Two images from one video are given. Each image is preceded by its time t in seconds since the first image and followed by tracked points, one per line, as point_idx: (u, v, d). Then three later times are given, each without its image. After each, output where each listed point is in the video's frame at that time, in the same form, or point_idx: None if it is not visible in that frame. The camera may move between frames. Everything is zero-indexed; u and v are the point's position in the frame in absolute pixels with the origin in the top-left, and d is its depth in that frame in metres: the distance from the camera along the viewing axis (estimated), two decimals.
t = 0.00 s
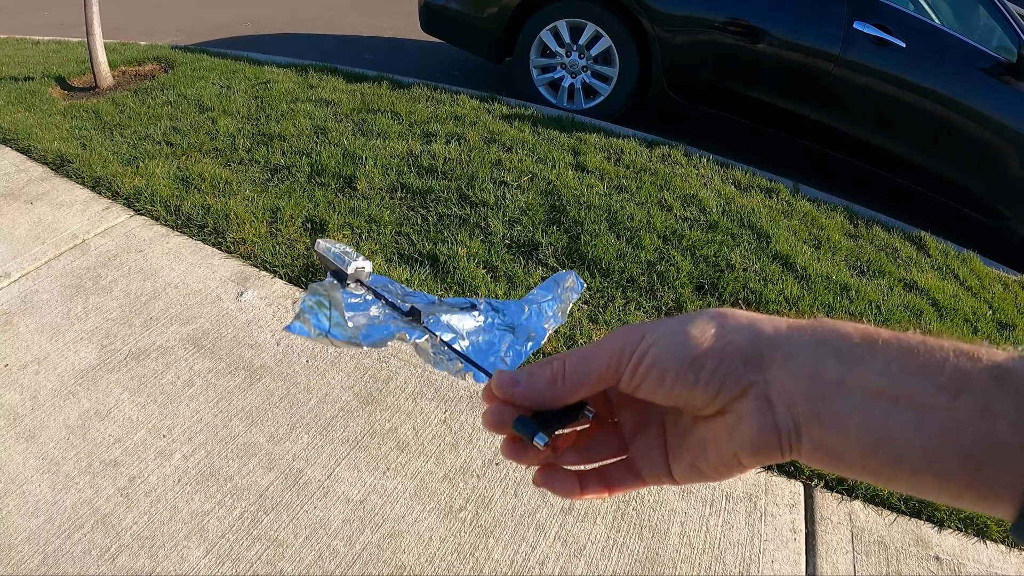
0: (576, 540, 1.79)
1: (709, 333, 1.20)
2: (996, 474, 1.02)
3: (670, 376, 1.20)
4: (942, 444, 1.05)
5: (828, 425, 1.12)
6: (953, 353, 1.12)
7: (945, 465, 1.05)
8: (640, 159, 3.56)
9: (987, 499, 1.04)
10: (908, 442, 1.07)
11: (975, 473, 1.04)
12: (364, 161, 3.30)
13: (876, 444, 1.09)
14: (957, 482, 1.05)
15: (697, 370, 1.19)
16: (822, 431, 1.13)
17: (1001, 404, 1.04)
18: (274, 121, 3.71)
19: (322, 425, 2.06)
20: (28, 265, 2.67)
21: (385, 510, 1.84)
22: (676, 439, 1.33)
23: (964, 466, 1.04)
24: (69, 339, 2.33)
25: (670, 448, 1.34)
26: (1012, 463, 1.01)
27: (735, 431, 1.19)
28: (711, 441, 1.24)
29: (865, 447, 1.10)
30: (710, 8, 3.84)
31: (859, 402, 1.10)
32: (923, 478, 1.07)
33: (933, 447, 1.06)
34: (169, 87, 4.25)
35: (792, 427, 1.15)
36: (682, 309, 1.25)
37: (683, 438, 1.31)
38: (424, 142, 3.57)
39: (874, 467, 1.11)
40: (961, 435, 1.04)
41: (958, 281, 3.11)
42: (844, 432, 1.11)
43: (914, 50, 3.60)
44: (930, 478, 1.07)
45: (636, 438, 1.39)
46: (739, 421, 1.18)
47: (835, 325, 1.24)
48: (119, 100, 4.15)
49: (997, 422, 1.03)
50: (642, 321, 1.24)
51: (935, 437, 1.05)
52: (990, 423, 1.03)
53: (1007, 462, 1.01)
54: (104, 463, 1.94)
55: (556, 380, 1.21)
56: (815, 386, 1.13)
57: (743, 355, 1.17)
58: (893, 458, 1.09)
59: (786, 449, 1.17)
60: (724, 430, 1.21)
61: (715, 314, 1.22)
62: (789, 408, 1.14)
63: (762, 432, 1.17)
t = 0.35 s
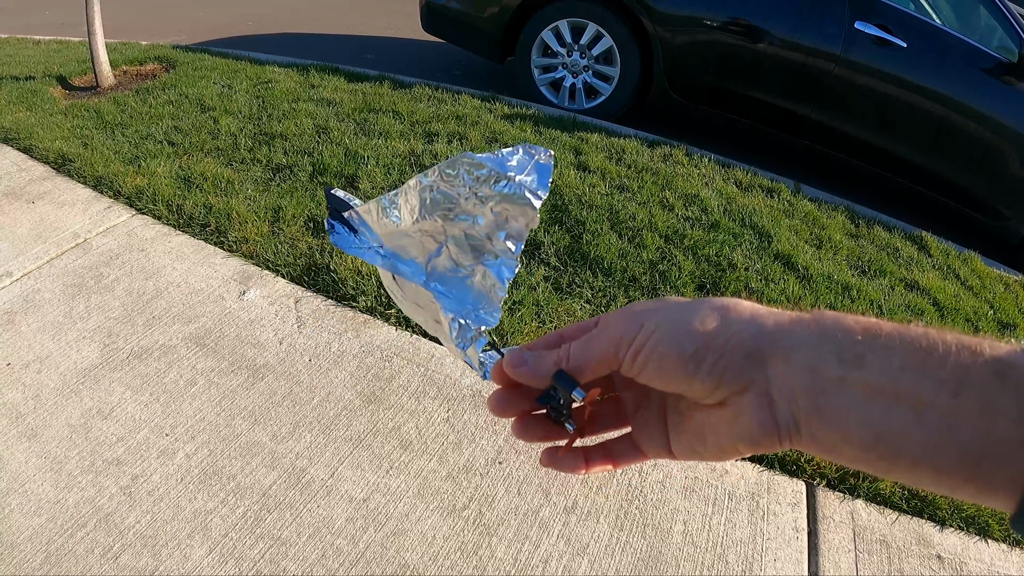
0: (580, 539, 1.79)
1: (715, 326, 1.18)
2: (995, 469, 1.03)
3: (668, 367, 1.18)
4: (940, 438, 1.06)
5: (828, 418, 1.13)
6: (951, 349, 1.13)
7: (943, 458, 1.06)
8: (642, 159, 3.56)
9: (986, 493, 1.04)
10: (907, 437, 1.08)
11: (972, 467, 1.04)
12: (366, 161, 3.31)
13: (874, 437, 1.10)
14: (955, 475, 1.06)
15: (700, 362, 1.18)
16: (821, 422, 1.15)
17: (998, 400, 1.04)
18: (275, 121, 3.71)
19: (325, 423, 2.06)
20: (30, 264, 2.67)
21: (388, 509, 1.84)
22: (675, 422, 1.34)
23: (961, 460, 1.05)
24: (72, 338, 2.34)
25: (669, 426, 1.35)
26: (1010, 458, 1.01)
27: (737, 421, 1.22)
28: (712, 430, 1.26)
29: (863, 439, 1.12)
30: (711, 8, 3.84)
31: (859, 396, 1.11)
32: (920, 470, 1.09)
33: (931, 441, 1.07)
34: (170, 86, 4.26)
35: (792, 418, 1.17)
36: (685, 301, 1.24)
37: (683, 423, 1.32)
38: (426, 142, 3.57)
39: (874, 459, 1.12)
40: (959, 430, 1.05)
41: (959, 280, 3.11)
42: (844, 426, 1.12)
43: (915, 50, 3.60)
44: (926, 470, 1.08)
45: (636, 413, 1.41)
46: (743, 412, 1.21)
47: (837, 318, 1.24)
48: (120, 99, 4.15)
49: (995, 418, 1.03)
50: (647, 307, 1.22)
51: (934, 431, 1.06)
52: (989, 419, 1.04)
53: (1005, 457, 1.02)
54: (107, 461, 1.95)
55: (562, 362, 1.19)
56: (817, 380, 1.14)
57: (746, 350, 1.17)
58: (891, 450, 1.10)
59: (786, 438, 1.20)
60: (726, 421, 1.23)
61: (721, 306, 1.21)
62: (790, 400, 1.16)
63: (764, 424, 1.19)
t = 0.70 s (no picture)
0: (583, 541, 1.80)
1: (721, 339, 1.15)
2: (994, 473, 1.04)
3: (682, 379, 1.18)
4: (941, 443, 1.06)
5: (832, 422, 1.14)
6: (959, 349, 1.09)
7: (944, 460, 1.07)
8: (643, 162, 3.57)
9: (985, 491, 1.06)
10: (909, 441, 1.09)
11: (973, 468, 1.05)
12: (368, 166, 3.32)
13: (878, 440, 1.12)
14: (957, 474, 1.07)
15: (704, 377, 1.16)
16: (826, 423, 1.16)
17: (1003, 410, 1.02)
18: (277, 127, 3.73)
19: (329, 427, 2.07)
20: (35, 270, 2.69)
21: (392, 512, 1.85)
22: (683, 412, 1.35)
23: (962, 462, 1.06)
24: (76, 344, 2.35)
25: (678, 413, 1.36)
26: (1010, 466, 1.01)
27: (747, 420, 1.23)
28: (722, 425, 1.28)
29: (866, 439, 1.13)
30: (712, 10, 3.86)
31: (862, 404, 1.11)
32: (921, 466, 1.11)
33: (932, 445, 1.07)
34: (173, 92, 4.28)
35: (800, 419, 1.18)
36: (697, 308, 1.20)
37: (694, 415, 1.33)
38: (428, 146, 3.58)
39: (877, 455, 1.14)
40: (960, 437, 1.05)
41: (961, 281, 3.12)
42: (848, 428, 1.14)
43: (915, 51, 3.61)
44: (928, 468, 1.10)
45: (645, 393, 1.39)
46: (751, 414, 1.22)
47: (844, 313, 1.19)
48: (123, 105, 4.17)
49: (998, 428, 1.02)
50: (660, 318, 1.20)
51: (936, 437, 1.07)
52: (993, 427, 1.02)
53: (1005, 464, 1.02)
54: (112, 466, 1.96)
55: (584, 371, 1.19)
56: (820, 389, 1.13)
57: (753, 360, 1.14)
58: (893, 450, 1.12)
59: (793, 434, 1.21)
60: (736, 419, 1.25)
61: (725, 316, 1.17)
62: (796, 406, 1.16)
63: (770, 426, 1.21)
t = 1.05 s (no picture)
0: (565, 563, 1.80)
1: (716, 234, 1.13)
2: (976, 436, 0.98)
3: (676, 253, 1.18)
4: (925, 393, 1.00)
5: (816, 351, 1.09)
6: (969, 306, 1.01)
7: (924, 414, 1.01)
8: (637, 180, 3.59)
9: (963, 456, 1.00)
10: (891, 388, 1.04)
11: (955, 428, 0.99)
12: (363, 174, 3.32)
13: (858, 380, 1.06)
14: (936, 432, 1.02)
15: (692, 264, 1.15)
16: (808, 359, 1.12)
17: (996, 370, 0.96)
18: (273, 130, 3.72)
19: (313, 439, 2.06)
20: (23, 266, 2.66)
21: (374, 528, 1.84)
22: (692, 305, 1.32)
23: (944, 419, 1.00)
24: (62, 343, 2.33)
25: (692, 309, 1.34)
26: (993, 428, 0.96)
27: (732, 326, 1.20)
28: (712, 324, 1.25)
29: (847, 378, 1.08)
30: (712, 32, 3.87)
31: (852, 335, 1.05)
32: (901, 419, 1.04)
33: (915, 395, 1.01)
34: (169, 90, 4.26)
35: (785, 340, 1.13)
36: (702, 198, 1.21)
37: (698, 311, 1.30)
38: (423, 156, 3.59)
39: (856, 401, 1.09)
40: (946, 391, 0.99)
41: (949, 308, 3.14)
42: (829, 366, 1.09)
43: (912, 79, 3.66)
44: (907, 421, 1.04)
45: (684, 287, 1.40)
46: (735, 321, 1.21)
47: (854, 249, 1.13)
48: (119, 101, 4.15)
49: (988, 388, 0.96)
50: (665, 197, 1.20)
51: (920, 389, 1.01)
52: (981, 389, 0.97)
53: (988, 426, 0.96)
54: (93, 471, 1.94)
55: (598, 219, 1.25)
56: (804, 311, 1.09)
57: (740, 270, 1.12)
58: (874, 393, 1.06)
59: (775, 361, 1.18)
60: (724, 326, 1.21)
61: (727, 215, 1.16)
62: (779, 326, 1.13)
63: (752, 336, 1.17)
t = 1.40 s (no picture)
0: (561, 565, 1.80)
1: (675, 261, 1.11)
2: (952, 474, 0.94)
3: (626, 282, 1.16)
4: (895, 427, 0.96)
5: (778, 386, 1.05)
6: (934, 338, 1.00)
7: (895, 450, 0.97)
8: (635, 181, 3.58)
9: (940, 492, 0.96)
10: (858, 425, 0.99)
11: (929, 463, 0.95)
12: (361, 176, 3.32)
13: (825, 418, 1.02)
14: (909, 469, 0.97)
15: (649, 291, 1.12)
16: (769, 395, 1.07)
17: (968, 400, 0.93)
18: (272, 131, 3.72)
19: (310, 442, 2.06)
20: (21, 267, 2.66)
21: (371, 530, 1.84)
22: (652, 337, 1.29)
23: (917, 455, 0.96)
24: (60, 345, 2.33)
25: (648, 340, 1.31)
26: (971, 461, 0.92)
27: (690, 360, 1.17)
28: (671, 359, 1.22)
29: (812, 416, 1.03)
30: (709, 32, 3.86)
31: (814, 371, 1.02)
32: (872, 459, 1.00)
33: (885, 431, 0.97)
34: (168, 91, 4.26)
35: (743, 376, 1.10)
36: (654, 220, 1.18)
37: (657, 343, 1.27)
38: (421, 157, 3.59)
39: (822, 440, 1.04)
40: (921, 427, 0.95)
41: (947, 310, 3.13)
42: (791, 399, 1.04)
43: (911, 80, 3.66)
44: (878, 459, 0.99)
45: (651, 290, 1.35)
46: (692, 353, 1.16)
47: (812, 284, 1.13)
48: (118, 101, 4.15)
49: (959, 420, 0.93)
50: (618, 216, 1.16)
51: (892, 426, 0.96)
52: (956, 422, 0.93)
53: (964, 459, 0.92)
54: (91, 472, 1.94)
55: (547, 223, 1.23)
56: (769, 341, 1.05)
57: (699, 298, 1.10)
58: (841, 431, 1.01)
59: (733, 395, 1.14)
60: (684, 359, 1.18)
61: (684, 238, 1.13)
62: (738, 360, 1.09)
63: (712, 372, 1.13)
